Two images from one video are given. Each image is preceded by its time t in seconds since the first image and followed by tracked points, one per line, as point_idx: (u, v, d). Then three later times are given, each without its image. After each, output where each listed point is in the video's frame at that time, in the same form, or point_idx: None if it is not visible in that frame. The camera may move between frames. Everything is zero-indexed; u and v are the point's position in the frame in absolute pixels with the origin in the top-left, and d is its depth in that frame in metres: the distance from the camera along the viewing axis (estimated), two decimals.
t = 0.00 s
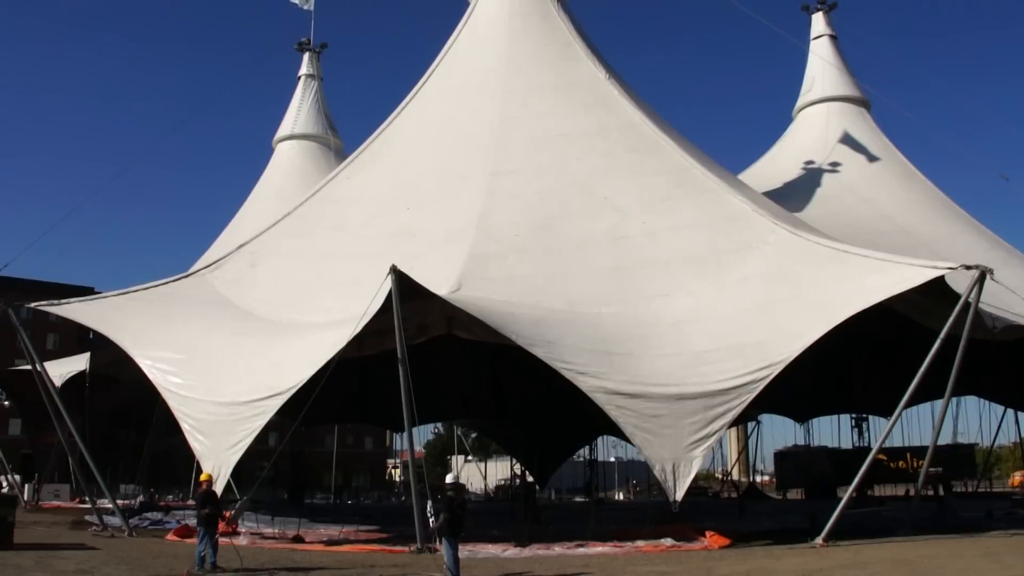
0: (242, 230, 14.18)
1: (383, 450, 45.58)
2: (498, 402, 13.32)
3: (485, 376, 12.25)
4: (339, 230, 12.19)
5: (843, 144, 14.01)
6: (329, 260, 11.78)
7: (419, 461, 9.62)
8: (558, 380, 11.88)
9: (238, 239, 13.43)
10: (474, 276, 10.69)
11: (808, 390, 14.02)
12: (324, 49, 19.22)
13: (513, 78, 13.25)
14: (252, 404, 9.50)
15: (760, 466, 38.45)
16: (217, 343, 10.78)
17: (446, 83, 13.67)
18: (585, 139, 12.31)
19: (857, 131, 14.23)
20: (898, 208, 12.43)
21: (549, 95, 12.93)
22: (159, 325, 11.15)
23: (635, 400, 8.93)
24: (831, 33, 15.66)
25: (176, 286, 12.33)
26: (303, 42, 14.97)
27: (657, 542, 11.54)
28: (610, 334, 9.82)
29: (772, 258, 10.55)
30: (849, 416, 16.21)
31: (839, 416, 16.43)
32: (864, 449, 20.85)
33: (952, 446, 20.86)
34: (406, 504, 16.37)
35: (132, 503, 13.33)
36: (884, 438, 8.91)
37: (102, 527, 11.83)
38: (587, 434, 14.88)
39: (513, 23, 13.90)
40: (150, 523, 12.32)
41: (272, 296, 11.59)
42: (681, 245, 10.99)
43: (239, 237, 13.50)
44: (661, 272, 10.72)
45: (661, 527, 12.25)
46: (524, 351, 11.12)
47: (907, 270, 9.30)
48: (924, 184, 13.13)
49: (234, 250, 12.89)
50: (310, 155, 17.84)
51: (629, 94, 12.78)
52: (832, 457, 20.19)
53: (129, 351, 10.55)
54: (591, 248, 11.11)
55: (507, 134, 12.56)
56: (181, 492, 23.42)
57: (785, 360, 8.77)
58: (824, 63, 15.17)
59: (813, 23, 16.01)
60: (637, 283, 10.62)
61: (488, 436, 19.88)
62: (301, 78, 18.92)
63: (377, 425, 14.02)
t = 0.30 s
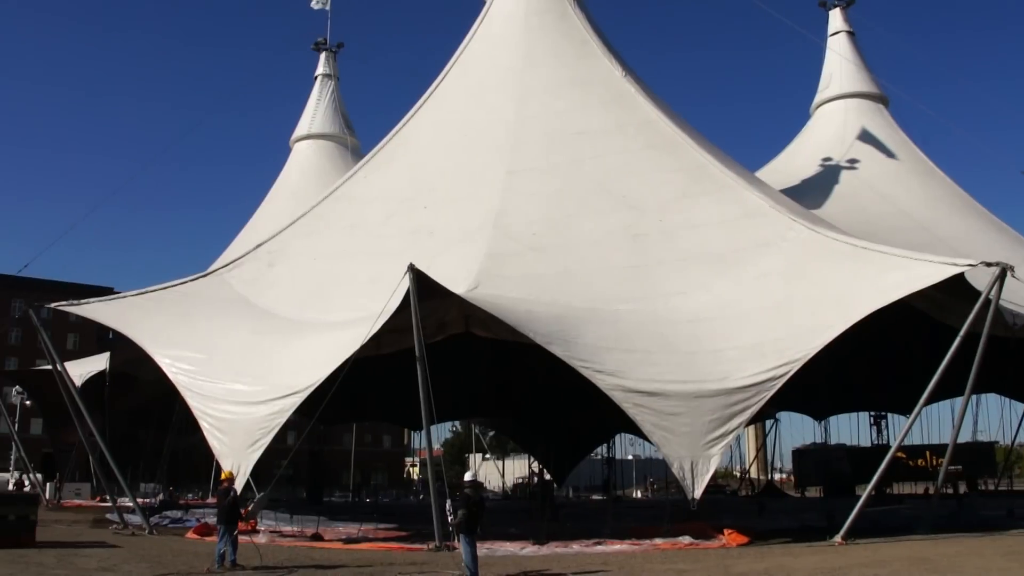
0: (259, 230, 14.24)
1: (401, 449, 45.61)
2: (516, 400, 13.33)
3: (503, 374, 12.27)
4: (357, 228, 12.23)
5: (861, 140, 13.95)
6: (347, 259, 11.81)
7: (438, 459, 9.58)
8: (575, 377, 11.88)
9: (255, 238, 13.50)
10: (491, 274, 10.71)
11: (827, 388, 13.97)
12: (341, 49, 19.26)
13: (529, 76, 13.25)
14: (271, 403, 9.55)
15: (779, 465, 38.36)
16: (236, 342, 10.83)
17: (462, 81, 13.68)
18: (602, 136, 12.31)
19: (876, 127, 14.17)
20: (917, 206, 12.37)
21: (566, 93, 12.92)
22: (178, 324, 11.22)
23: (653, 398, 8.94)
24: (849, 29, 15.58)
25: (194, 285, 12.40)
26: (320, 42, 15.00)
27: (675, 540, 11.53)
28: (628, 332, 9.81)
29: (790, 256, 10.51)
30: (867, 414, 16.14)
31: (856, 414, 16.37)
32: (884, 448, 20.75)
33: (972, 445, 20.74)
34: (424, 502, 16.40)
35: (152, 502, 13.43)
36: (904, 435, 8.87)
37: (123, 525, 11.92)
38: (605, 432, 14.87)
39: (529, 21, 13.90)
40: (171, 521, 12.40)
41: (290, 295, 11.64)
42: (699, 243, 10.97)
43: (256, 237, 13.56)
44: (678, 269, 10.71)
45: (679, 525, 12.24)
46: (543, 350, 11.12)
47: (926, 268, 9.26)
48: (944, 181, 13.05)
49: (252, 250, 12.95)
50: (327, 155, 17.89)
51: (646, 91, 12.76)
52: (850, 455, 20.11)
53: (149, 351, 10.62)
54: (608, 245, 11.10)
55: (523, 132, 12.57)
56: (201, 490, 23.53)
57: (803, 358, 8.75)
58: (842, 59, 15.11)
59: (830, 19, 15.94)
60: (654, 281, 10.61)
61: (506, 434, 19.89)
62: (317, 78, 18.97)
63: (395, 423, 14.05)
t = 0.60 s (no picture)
0: (277, 230, 14.30)
1: (419, 448, 45.69)
2: (535, 397, 13.32)
3: (521, 371, 12.27)
4: (375, 228, 12.26)
5: (880, 136, 13.88)
6: (365, 258, 11.84)
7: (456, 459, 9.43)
8: (593, 374, 11.86)
9: (273, 238, 13.55)
10: (508, 272, 10.72)
11: (847, 384, 13.90)
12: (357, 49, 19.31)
13: (546, 75, 13.25)
14: (290, 402, 9.57)
15: (799, 462, 38.17)
16: (255, 341, 10.88)
17: (479, 79, 13.69)
18: (619, 134, 12.29)
19: (895, 123, 14.09)
20: (937, 201, 12.29)
21: (582, 90, 12.91)
22: (197, 324, 11.28)
23: (672, 395, 8.92)
24: (867, 24, 15.49)
25: (213, 285, 12.47)
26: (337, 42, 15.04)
27: (695, 538, 11.50)
28: (646, 329, 9.80)
29: (809, 252, 10.46)
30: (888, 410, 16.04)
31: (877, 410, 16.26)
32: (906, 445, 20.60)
33: (995, 442, 20.56)
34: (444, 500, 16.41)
35: (173, 501, 13.51)
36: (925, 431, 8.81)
37: (145, 524, 12.00)
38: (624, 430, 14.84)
39: (545, 19, 13.89)
40: (191, 521, 12.47)
41: (307, 295, 11.67)
42: (717, 239, 10.93)
43: (275, 237, 13.62)
44: (696, 266, 10.68)
45: (699, 523, 12.21)
46: (561, 348, 11.11)
47: (946, 263, 9.20)
48: (964, 176, 12.96)
49: (270, 250, 13.00)
50: (344, 155, 17.94)
51: (664, 88, 12.73)
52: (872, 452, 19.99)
53: (168, 351, 10.69)
54: (626, 243, 11.09)
55: (540, 131, 12.57)
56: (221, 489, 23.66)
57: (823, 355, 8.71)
58: (860, 54, 15.02)
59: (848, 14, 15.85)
60: (672, 278, 10.58)
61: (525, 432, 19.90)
62: (334, 78, 19.03)
63: (414, 421, 14.08)
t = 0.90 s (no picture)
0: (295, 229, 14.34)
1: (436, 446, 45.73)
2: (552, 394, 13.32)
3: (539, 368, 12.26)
4: (392, 226, 12.27)
5: (898, 129, 13.81)
6: (382, 256, 11.86)
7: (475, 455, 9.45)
8: (610, 370, 11.84)
9: (291, 237, 13.59)
10: (526, 269, 10.72)
11: (867, 378, 13.84)
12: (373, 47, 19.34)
13: (561, 71, 13.23)
14: (309, 400, 9.59)
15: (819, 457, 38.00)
16: (273, 340, 10.91)
17: (494, 76, 13.69)
18: (635, 130, 12.27)
19: (913, 116, 14.01)
20: (955, 194, 12.22)
21: (598, 86, 12.89)
22: (216, 323, 11.32)
23: (690, 390, 8.91)
24: (884, 16, 15.41)
25: (231, 285, 12.52)
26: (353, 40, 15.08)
27: (715, 534, 11.48)
28: (664, 325, 9.78)
29: (828, 245, 10.41)
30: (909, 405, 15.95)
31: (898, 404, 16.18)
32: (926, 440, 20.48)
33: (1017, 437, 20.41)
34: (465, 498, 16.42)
35: (192, 500, 13.57)
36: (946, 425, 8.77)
37: (166, 523, 12.05)
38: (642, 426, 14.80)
39: (560, 15, 13.86)
40: (212, 520, 12.52)
41: (325, 293, 11.70)
42: (735, 234, 10.89)
43: (292, 236, 13.66)
44: (714, 261, 10.64)
45: (718, 519, 12.19)
46: (579, 344, 11.10)
47: (966, 257, 9.14)
48: (983, 169, 12.87)
49: (287, 249, 13.03)
50: (361, 153, 17.97)
51: (680, 83, 12.69)
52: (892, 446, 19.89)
53: (187, 351, 10.73)
54: (643, 238, 11.07)
55: (556, 127, 12.56)
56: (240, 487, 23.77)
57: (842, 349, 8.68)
58: (878, 47, 14.95)
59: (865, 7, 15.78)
60: (689, 273, 10.56)
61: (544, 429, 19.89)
62: (350, 77, 19.07)
63: (433, 418, 14.10)
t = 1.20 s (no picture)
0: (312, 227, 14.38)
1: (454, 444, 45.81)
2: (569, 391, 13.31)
3: (557, 365, 12.26)
4: (409, 224, 12.29)
5: (917, 125, 13.74)
6: (399, 254, 11.88)
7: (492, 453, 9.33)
8: (627, 367, 11.81)
9: (308, 236, 13.63)
10: (543, 266, 10.71)
11: (886, 375, 13.78)
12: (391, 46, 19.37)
13: (578, 68, 13.22)
14: (327, 399, 9.61)
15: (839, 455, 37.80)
16: (291, 338, 10.94)
17: (511, 74, 13.69)
18: (652, 126, 12.25)
19: (932, 111, 13.94)
20: (975, 190, 12.14)
21: (615, 83, 12.86)
22: (234, 322, 11.35)
23: (708, 387, 8.87)
24: (902, 11, 15.32)
25: (249, 283, 12.56)
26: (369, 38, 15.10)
27: (733, 532, 11.44)
28: (682, 322, 9.75)
29: (847, 241, 10.36)
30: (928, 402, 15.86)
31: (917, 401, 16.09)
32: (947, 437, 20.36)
33: None
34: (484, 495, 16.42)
35: (211, 498, 13.63)
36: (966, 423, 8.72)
37: (184, 521, 12.10)
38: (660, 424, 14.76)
39: (576, 13, 13.85)
40: (230, 517, 12.57)
41: (342, 291, 11.73)
42: (753, 231, 10.85)
43: (309, 234, 13.69)
44: (732, 258, 10.61)
45: (736, 516, 12.16)
46: (594, 341, 11.10)
47: (985, 252, 9.08)
48: (1003, 164, 12.79)
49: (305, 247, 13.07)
50: (378, 151, 17.99)
51: (697, 80, 12.66)
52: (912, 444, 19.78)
53: (206, 349, 10.78)
54: (660, 236, 11.05)
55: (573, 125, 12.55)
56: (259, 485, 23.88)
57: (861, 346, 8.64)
58: (896, 42, 14.88)
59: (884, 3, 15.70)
60: (707, 270, 10.53)
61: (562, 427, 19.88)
62: (367, 75, 19.10)
63: (450, 416, 14.11)
